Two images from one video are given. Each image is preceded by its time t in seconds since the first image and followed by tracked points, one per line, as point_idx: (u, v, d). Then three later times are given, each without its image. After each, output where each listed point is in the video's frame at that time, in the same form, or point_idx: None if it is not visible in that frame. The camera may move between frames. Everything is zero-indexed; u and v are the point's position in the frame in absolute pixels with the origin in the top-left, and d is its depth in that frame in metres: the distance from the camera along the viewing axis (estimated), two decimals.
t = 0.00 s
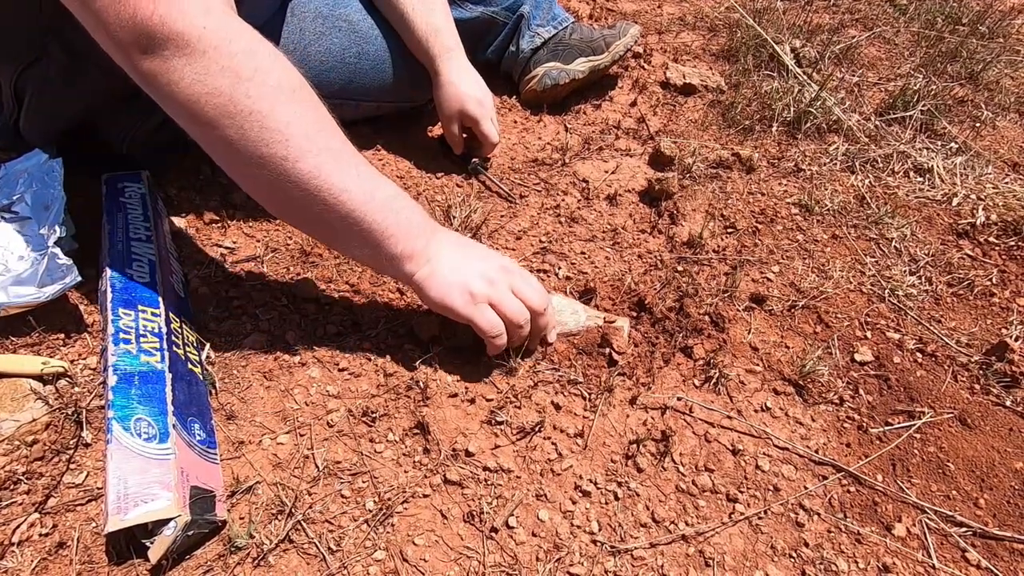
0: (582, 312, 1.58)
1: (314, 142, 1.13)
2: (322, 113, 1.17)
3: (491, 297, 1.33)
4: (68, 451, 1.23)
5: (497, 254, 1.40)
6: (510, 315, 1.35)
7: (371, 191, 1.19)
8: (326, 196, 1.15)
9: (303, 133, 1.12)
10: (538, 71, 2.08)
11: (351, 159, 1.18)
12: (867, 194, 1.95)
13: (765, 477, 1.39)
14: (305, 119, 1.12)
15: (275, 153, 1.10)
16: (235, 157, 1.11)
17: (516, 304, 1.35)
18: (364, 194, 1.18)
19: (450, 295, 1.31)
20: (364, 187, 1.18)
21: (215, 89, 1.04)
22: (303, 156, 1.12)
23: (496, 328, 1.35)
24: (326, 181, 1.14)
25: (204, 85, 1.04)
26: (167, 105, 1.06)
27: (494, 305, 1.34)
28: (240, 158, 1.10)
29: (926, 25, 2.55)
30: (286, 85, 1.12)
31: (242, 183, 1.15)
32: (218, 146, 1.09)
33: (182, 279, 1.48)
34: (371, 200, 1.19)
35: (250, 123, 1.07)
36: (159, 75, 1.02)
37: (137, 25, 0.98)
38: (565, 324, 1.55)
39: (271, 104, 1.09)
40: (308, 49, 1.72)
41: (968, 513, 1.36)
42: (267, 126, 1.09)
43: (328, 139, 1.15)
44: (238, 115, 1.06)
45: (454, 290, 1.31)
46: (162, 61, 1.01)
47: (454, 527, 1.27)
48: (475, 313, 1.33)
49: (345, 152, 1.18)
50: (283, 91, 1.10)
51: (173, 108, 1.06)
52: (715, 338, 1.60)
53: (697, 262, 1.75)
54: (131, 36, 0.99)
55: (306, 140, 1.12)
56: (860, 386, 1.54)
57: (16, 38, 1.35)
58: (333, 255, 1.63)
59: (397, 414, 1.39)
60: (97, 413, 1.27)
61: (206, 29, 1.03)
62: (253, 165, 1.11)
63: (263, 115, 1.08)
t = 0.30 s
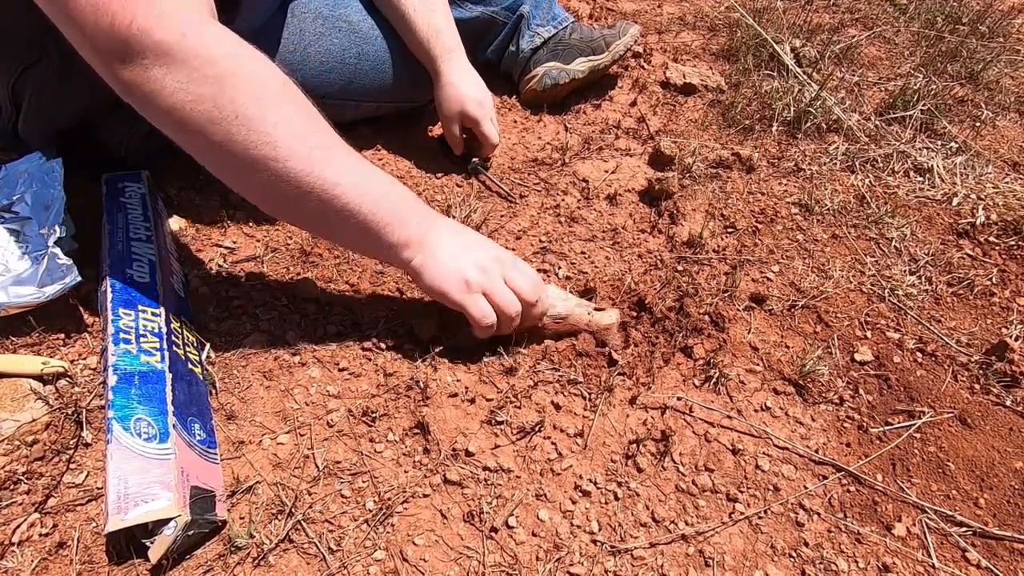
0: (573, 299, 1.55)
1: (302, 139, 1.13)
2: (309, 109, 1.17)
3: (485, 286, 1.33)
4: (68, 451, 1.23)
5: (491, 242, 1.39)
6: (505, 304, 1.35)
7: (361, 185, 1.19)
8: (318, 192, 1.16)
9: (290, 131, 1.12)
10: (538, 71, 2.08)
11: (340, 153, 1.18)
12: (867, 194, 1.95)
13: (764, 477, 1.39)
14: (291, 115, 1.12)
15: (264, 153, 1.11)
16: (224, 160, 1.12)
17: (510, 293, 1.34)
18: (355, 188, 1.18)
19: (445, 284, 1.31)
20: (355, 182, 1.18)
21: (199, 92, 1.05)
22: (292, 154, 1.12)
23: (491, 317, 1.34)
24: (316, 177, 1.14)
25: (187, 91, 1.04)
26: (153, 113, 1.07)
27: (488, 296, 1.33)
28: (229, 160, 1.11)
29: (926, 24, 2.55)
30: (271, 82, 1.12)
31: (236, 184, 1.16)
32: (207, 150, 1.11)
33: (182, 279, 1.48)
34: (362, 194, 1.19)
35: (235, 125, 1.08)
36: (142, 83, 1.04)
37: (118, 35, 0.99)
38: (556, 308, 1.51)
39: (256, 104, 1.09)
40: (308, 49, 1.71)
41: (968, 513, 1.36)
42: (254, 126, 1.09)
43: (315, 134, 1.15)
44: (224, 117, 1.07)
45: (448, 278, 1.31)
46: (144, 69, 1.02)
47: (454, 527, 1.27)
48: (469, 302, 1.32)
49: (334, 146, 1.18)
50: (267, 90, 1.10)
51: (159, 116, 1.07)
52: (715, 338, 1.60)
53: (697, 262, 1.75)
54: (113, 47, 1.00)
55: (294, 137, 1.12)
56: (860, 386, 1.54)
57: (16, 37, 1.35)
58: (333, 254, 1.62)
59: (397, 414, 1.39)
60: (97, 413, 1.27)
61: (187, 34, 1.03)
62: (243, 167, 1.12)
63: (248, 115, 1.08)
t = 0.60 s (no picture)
0: (563, 292, 1.54)
1: (300, 142, 1.17)
2: (306, 112, 1.21)
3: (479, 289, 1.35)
4: (69, 451, 1.23)
5: (485, 245, 1.41)
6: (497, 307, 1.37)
7: (358, 187, 1.23)
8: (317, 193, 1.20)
9: (290, 133, 1.16)
10: (538, 71, 2.09)
11: (338, 155, 1.22)
12: (867, 194, 1.95)
13: (764, 477, 1.39)
14: (290, 119, 1.17)
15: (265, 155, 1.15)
16: (228, 163, 1.16)
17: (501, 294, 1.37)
18: (353, 188, 1.22)
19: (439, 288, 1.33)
20: (351, 183, 1.22)
21: (202, 99, 1.09)
22: (292, 155, 1.17)
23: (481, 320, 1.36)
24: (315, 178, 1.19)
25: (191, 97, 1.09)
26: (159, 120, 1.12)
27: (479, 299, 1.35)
28: (232, 162, 1.16)
29: (926, 24, 2.55)
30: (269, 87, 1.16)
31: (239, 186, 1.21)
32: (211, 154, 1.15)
33: (182, 279, 1.48)
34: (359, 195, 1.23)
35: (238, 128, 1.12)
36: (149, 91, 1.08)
37: (124, 52, 1.04)
38: (547, 303, 1.51)
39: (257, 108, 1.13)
40: (307, 49, 1.71)
41: (967, 513, 1.36)
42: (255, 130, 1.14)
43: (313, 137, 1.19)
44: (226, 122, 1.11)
45: (440, 282, 1.33)
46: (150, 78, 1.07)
47: (454, 527, 1.27)
48: (458, 308, 1.34)
49: (331, 147, 1.22)
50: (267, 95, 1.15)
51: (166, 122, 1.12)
52: (715, 338, 1.60)
53: (696, 262, 1.75)
54: (120, 60, 1.05)
55: (292, 140, 1.17)
56: (859, 386, 1.55)
57: (17, 37, 1.37)
58: (333, 254, 1.62)
59: (397, 413, 1.39)
60: (97, 413, 1.27)
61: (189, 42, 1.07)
62: (245, 169, 1.17)
63: (250, 119, 1.13)
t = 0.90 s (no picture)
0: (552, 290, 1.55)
1: (272, 141, 1.20)
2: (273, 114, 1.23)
3: (460, 276, 1.37)
4: (69, 450, 1.23)
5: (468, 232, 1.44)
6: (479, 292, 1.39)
7: (330, 183, 1.25)
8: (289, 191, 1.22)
9: (264, 135, 1.19)
10: (538, 71, 2.09)
11: (310, 152, 1.24)
12: (867, 194, 1.95)
13: (764, 476, 1.39)
14: (255, 121, 1.19)
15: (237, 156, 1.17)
16: (200, 169, 1.18)
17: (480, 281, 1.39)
18: (328, 185, 1.25)
19: (420, 279, 1.35)
20: (321, 182, 1.25)
21: (172, 107, 1.11)
22: (265, 157, 1.19)
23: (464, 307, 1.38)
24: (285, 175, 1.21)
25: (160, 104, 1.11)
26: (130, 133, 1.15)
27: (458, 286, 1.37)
28: (206, 169, 1.18)
29: (925, 25, 2.55)
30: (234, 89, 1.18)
31: (216, 192, 1.23)
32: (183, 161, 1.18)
33: (182, 279, 1.48)
34: (333, 190, 1.26)
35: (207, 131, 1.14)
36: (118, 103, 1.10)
37: (92, 63, 1.06)
38: (533, 295, 1.52)
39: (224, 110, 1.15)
40: (308, 49, 1.71)
41: (967, 512, 1.36)
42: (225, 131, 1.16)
43: (282, 135, 1.22)
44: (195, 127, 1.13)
45: (419, 274, 1.36)
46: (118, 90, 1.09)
47: (454, 526, 1.27)
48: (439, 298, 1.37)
49: (299, 145, 1.24)
50: (234, 98, 1.17)
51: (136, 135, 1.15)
52: (715, 337, 1.60)
53: (696, 262, 1.75)
54: (88, 71, 1.07)
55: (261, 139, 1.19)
56: (859, 385, 1.55)
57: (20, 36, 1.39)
58: (333, 254, 1.62)
59: (397, 413, 1.39)
60: (97, 413, 1.27)
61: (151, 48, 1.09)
62: (218, 174, 1.19)
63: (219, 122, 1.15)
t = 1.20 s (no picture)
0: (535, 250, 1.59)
1: (259, 134, 1.22)
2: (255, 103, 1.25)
3: (454, 241, 1.42)
4: (68, 450, 1.23)
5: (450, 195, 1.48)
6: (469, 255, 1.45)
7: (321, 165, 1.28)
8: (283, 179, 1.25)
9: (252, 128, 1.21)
10: (537, 72, 2.09)
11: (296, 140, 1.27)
12: (866, 194, 1.95)
13: (764, 476, 1.39)
14: (240, 114, 1.20)
15: (228, 152, 1.19)
16: (190, 166, 1.20)
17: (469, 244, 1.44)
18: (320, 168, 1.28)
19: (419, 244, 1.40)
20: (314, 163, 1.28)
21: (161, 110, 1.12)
22: (258, 149, 1.21)
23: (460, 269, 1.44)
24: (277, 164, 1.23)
25: (144, 108, 1.11)
26: (117, 137, 1.16)
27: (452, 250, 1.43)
28: (202, 166, 1.20)
29: (925, 25, 2.55)
30: (213, 84, 1.19)
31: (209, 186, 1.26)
32: (172, 160, 1.19)
33: (182, 279, 1.48)
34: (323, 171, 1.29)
35: (195, 131, 1.15)
36: (102, 109, 1.11)
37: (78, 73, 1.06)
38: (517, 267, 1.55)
39: (209, 107, 1.16)
40: (308, 49, 1.71)
41: (966, 512, 1.36)
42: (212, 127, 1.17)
43: (266, 124, 1.24)
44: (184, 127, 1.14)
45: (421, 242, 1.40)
46: (101, 97, 1.09)
47: (454, 527, 1.27)
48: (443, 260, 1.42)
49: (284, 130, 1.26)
50: (216, 94, 1.18)
51: (123, 139, 1.16)
52: (715, 337, 1.60)
53: (696, 262, 1.75)
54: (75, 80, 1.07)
55: (250, 132, 1.20)
56: (859, 385, 1.55)
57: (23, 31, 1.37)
58: (333, 254, 1.62)
59: (397, 413, 1.39)
60: (97, 413, 1.27)
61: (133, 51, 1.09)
62: (209, 170, 1.21)
63: (206, 120, 1.16)
